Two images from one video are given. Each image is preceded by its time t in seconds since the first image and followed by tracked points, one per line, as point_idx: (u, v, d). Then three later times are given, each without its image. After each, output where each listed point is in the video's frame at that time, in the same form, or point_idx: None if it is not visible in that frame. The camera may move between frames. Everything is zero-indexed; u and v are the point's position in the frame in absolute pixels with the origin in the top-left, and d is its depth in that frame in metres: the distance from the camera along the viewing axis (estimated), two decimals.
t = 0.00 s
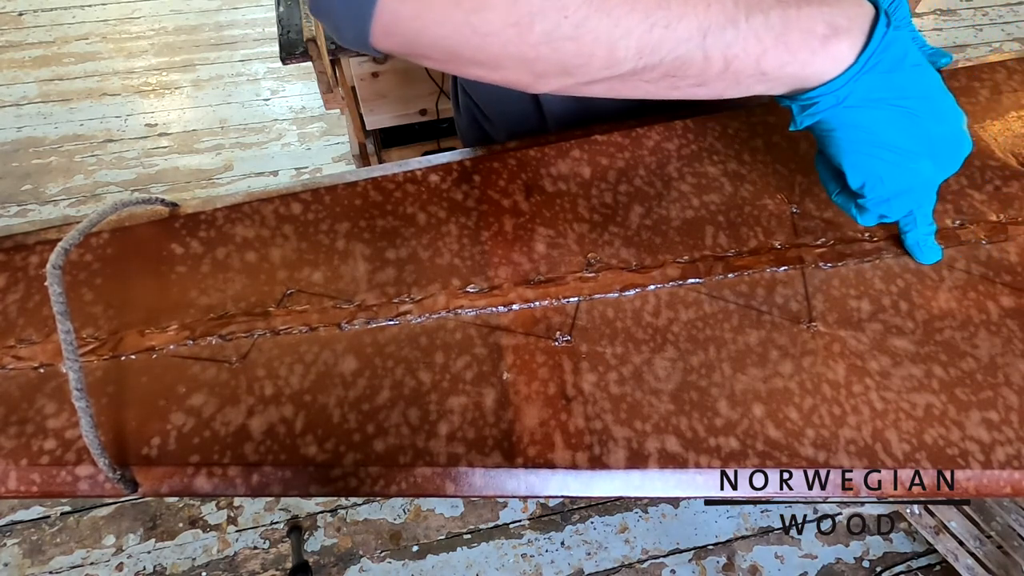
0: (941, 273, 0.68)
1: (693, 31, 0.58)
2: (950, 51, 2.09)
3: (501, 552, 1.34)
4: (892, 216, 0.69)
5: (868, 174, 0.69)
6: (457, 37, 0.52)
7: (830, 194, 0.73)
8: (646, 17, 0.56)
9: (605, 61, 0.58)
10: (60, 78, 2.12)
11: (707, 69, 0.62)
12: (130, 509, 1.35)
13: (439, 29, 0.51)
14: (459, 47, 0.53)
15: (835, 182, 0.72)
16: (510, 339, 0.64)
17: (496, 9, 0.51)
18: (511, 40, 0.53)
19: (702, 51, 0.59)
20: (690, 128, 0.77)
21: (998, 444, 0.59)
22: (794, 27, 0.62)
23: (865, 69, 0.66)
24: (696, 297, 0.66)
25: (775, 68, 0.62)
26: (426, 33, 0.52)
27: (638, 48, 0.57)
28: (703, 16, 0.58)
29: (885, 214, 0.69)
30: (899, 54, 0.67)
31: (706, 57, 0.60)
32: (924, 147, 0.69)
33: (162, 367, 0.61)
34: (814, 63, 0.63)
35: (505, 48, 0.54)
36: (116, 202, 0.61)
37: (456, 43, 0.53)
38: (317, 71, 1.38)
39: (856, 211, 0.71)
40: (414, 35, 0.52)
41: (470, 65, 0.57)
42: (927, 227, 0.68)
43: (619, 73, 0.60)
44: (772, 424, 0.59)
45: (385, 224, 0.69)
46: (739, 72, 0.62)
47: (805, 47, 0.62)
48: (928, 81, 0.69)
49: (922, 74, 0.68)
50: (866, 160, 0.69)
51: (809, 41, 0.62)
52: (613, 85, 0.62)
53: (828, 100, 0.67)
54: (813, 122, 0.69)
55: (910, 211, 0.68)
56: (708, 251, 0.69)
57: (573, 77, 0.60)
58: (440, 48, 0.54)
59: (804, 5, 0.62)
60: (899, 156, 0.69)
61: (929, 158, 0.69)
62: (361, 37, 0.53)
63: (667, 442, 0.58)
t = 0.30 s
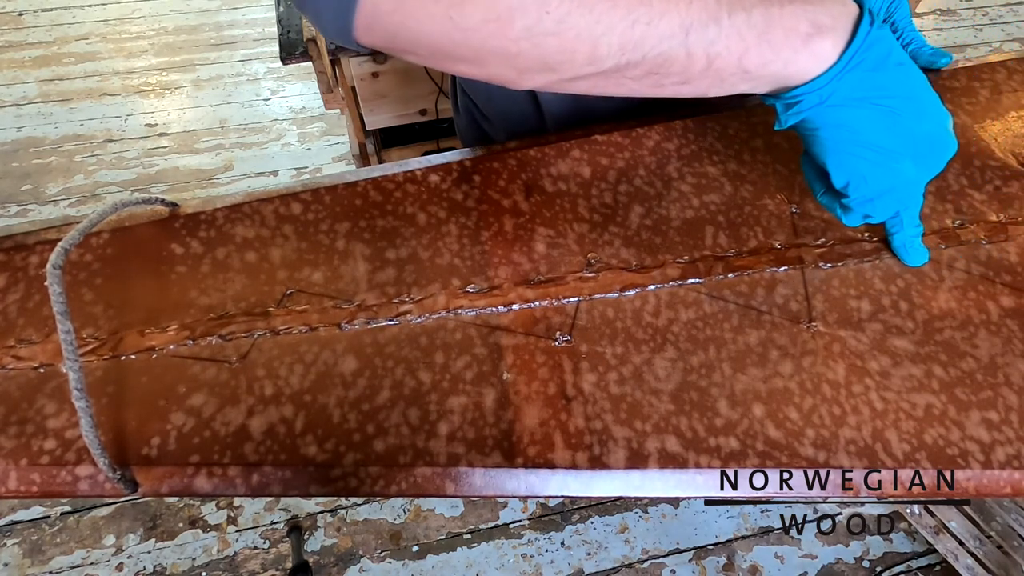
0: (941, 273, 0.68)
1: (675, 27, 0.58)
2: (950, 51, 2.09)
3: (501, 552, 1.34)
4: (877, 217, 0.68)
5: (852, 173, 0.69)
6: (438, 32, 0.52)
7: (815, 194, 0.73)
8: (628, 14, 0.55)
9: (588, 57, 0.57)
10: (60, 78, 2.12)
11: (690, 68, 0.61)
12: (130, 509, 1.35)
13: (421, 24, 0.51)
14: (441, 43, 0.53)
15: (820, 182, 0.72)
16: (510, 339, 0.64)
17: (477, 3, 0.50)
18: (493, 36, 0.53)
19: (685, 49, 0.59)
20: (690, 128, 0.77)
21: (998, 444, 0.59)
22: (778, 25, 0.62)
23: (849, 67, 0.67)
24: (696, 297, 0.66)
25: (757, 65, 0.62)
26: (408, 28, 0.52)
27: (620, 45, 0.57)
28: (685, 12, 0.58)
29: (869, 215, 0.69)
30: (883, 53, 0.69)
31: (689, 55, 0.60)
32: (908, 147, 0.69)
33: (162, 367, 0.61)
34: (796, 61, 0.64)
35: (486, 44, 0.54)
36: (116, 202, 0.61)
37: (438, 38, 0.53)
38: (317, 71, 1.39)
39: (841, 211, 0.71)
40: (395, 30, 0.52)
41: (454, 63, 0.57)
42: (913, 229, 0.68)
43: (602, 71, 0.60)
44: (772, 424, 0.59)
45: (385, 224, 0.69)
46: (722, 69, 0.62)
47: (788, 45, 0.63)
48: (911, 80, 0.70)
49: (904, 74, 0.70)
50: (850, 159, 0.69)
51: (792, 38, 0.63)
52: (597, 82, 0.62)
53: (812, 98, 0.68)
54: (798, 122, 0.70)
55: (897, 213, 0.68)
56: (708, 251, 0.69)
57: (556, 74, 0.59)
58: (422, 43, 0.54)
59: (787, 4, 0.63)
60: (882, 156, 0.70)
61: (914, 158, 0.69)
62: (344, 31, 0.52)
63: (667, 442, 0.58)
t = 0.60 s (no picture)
0: (941, 273, 0.68)
1: (665, 25, 0.58)
2: (950, 51, 2.09)
3: (501, 552, 1.34)
4: (869, 217, 0.68)
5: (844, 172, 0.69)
6: (428, 28, 0.52)
7: (807, 194, 0.73)
8: (617, 11, 0.56)
9: (578, 54, 0.57)
10: (60, 78, 2.12)
11: (681, 65, 0.62)
12: (130, 509, 1.35)
13: (411, 20, 0.51)
14: (431, 39, 0.53)
15: (813, 181, 0.72)
16: (510, 339, 0.64)
17: None
18: (482, 33, 0.53)
19: (675, 47, 0.60)
20: (690, 128, 0.77)
21: (998, 444, 0.59)
22: (769, 22, 0.62)
23: (840, 66, 0.67)
24: (696, 297, 0.66)
25: (748, 63, 0.63)
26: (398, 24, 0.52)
27: (610, 43, 0.57)
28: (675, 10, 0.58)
29: (860, 214, 0.68)
30: (874, 51, 0.68)
31: (679, 53, 0.60)
32: (901, 145, 0.68)
33: (162, 367, 0.61)
34: (787, 59, 0.64)
35: (476, 40, 0.54)
36: (117, 202, 0.61)
37: (427, 34, 0.53)
38: (317, 71, 1.39)
39: (833, 211, 0.70)
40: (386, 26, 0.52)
41: (445, 59, 0.57)
42: (905, 231, 0.67)
43: (592, 68, 0.60)
44: (772, 424, 0.59)
45: (385, 224, 0.69)
46: (713, 67, 0.62)
47: (778, 43, 0.63)
48: (903, 79, 0.69)
49: (897, 72, 0.69)
50: (842, 158, 0.69)
51: (782, 35, 0.63)
52: (588, 78, 0.62)
53: (803, 96, 0.68)
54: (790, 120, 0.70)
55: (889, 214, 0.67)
56: (708, 251, 0.69)
57: (546, 71, 0.59)
58: (412, 40, 0.54)
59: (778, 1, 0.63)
60: (873, 154, 0.69)
61: (906, 157, 0.68)
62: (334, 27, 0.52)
63: (667, 442, 0.58)
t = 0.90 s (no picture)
0: (941, 273, 0.68)
1: (654, 22, 0.58)
2: (950, 51, 2.09)
3: (501, 552, 1.34)
4: (859, 217, 0.68)
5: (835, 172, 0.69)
6: (416, 25, 0.52)
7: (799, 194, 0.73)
8: (606, 8, 0.56)
9: (567, 52, 0.57)
10: (60, 78, 2.12)
11: (670, 63, 0.62)
12: (130, 509, 1.35)
13: (400, 16, 0.51)
14: (421, 37, 0.53)
15: (804, 182, 0.72)
16: (510, 339, 0.64)
17: None
18: (471, 30, 0.53)
19: (664, 45, 0.60)
20: (690, 128, 0.77)
21: (998, 444, 0.59)
22: (758, 21, 0.62)
23: (829, 65, 0.66)
24: (696, 297, 0.66)
25: (737, 61, 0.63)
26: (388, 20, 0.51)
27: (599, 40, 0.57)
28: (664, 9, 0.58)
29: (851, 214, 0.68)
30: (865, 51, 0.68)
31: (668, 51, 0.60)
32: (891, 145, 0.68)
33: (162, 367, 0.61)
34: (776, 58, 0.64)
35: (465, 38, 0.54)
36: (116, 203, 0.61)
37: (417, 32, 0.53)
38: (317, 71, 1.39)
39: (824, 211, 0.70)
40: (377, 23, 0.52)
41: (435, 56, 0.57)
42: (897, 232, 0.67)
43: (581, 66, 0.60)
44: (772, 424, 0.59)
45: (385, 224, 0.69)
46: (702, 65, 0.63)
47: (767, 41, 0.63)
48: (894, 79, 0.69)
49: (887, 72, 0.69)
50: (832, 158, 0.69)
51: (771, 34, 0.63)
52: (577, 76, 0.62)
53: (793, 95, 0.67)
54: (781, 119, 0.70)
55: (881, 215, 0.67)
56: (709, 251, 0.69)
57: (535, 69, 0.59)
58: (402, 37, 0.53)
59: None
60: (863, 154, 0.69)
61: (897, 157, 0.68)
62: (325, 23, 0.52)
63: (667, 442, 0.58)
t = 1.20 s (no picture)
0: (941, 273, 0.68)
1: (644, 22, 0.58)
2: (950, 51, 2.09)
3: (501, 552, 1.34)
4: (852, 216, 0.68)
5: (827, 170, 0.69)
6: (410, 25, 0.52)
7: (792, 193, 0.72)
8: (596, 8, 0.56)
9: (558, 51, 0.58)
10: (60, 78, 2.12)
11: (661, 62, 0.62)
12: (130, 509, 1.35)
13: (394, 15, 0.51)
14: (414, 35, 0.53)
15: (797, 181, 0.72)
16: (510, 339, 0.64)
17: None
18: (464, 29, 0.53)
19: (655, 44, 0.60)
20: (690, 128, 0.77)
21: (998, 444, 0.59)
22: (749, 20, 0.62)
23: (821, 64, 0.66)
24: (696, 297, 0.66)
25: (728, 60, 0.63)
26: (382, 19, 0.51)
27: (590, 39, 0.57)
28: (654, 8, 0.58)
29: (843, 213, 0.68)
30: (857, 49, 0.68)
31: (659, 50, 0.60)
32: (884, 145, 0.68)
33: (162, 367, 0.61)
34: (767, 57, 0.64)
35: (458, 36, 0.54)
36: (116, 203, 0.61)
37: (411, 31, 0.53)
38: (317, 71, 1.39)
39: (816, 210, 0.70)
40: (371, 22, 0.52)
41: (430, 54, 0.57)
42: (891, 233, 0.67)
43: (572, 63, 0.60)
44: (772, 424, 0.59)
45: (385, 224, 0.69)
46: (693, 63, 0.62)
47: (758, 40, 0.63)
48: (886, 77, 0.69)
49: (880, 71, 0.69)
50: (824, 157, 0.69)
51: (762, 33, 0.62)
52: (570, 74, 0.62)
53: (784, 93, 0.67)
54: (772, 118, 0.69)
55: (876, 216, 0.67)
56: (709, 251, 0.69)
57: (527, 67, 0.59)
58: (397, 35, 0.53)
59: None
60: (856, 153, 0.69)
61: (889, 156, 0.68)
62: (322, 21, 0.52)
63: (667, 442, 0.58)
